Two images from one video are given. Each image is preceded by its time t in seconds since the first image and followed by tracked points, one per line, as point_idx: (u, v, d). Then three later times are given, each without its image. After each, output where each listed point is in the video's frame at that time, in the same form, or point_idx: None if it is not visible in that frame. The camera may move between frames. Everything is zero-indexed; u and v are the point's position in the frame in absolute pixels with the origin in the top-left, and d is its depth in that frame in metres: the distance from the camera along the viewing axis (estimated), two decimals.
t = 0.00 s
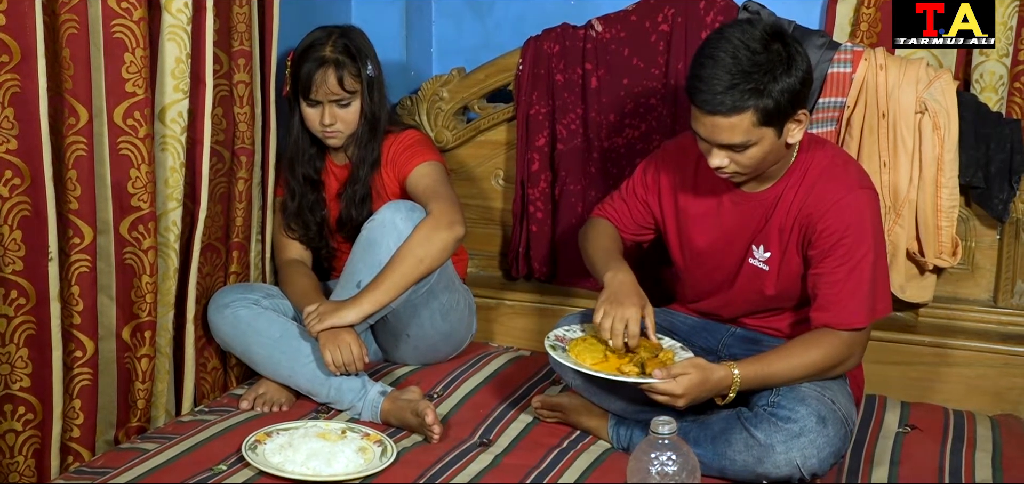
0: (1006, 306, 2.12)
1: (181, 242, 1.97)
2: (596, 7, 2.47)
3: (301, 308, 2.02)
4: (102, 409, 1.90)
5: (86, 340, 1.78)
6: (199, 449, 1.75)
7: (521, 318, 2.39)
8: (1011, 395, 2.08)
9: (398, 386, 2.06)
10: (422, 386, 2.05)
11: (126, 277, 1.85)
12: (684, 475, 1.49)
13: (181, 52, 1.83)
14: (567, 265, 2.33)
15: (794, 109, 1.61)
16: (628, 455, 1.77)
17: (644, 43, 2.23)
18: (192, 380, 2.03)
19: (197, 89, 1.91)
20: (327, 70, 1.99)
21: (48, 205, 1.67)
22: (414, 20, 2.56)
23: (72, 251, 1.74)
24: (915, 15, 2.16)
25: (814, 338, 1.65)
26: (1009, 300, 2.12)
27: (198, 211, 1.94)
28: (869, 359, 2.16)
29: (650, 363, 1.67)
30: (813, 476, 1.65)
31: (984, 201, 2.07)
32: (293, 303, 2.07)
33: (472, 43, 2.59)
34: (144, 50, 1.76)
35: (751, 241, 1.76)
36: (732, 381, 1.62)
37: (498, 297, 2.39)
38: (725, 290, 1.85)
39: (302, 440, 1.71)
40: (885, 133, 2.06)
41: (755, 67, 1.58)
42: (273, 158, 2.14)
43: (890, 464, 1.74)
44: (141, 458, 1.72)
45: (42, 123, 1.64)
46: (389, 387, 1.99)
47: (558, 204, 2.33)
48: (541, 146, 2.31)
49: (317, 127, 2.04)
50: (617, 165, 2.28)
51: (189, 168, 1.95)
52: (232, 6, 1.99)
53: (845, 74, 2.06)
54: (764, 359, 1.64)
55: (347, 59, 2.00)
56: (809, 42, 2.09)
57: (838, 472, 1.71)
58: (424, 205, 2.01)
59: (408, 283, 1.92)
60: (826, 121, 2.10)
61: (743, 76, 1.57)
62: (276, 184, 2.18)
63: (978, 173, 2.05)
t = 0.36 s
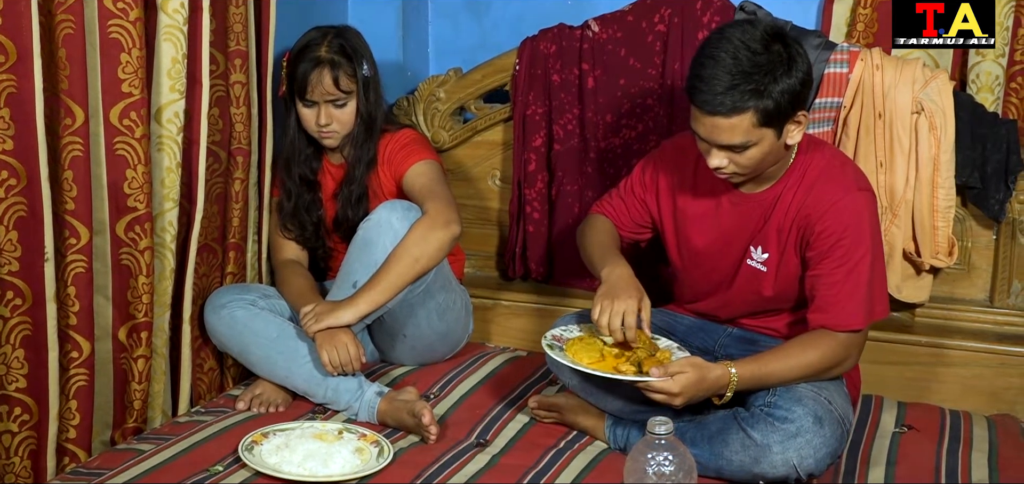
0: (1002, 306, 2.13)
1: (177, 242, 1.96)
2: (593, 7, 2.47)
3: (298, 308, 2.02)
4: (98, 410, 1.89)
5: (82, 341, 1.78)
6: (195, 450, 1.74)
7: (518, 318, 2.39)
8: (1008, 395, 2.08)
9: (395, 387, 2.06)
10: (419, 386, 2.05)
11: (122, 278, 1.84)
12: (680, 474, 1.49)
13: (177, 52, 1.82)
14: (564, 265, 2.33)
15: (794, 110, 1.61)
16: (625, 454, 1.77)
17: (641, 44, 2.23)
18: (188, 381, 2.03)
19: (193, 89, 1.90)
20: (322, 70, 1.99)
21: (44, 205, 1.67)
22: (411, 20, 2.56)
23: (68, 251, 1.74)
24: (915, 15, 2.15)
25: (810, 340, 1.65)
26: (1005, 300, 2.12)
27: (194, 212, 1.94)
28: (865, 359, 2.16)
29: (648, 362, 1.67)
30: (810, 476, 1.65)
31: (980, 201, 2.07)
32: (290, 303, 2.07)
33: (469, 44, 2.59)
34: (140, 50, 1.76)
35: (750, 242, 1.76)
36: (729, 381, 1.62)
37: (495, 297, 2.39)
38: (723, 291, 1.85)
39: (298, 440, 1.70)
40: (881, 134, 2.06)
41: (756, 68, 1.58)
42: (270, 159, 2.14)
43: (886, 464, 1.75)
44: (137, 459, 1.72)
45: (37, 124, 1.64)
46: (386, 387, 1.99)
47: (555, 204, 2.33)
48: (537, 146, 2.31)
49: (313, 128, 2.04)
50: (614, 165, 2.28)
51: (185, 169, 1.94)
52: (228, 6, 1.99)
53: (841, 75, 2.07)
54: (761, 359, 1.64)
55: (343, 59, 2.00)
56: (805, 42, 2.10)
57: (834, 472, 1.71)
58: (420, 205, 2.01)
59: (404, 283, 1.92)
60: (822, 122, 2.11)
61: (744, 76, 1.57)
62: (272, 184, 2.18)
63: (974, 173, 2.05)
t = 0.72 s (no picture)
0: (999, 306, 2.13)
1: (175, 242, 1.96)
2: (591, 7, 2.47)
3: (294, 308, 2.02)
4: (95, 410, 1.89)
5: (79, 341, 1.78)
6: (192, 450, 1.74)
7: (515, 318, 2.39)
8: (1004, 395, 2.08)
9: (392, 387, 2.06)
10: (416, 386, 2.05)
11: (119, 278, 1.84)
12: (678, 475, 1.49)
13: (174, 52, 1.82)
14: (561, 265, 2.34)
15: (794, 111, 1.61)
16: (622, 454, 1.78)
17: (638, 44, 2.23)
18: (186, 382, 2.03)
19: (190, 89, 1.90)
20: (318, 71, 1.99)
21: (41, 205, 1.67)
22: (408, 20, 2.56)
23: (65, 251, 1.74)
24: (915, 15, 2.15)
25: (808, 341, 1.65)
26: (1002, 300, 2.12)
27: (191, 212, 1.94)
28: (862, 359, 2.16)
29: (645, 361, 1.67)
30: (807, 476, 1.66)
31: (977, 201, 2.07)
32: (287, 304, 2.07)
33: (466, 44, 2.59)
34: (137, 51, 1.76)
35: (748, 243, 1.77)
36: (727, 381, 1.63)
37: (491, 297, 2.39)
38: (721, 291, 1.86)
39: (296, 440, 1.70)
40: (878, 134, 2.06)
41: (757, 67, 1.58)
42: (267, 159, 2.14)
43: (883, 464, 1.75)
44: (134, 459, 1.72)
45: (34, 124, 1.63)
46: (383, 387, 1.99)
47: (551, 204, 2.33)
48: (534, 147, 2.31)
49: (310, 128, 2.04)
50: (611, 166, 2.28)
51: (182, 169, 1.94)
52: (225, 7, 1.99)
53: (838, 75, 2.07)
54: (759, 359, 1.64)
55: (339, 60, 2.00)
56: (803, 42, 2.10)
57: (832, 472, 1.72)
58: (417, 205, 2.01)
59: (401, 283, 1.92)
60: (820, 122, 2.11)
61: (744, 76, 1.57)
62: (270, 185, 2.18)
63: (970, 174, 2.05)
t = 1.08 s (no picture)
0: (997, 306, 2.13)
1: (173, 243, 1.96)
2: (589, 7, 2.47)
3: (293, 308, 2.02)
4: (94, 411, 1.89)
5: (78, 342, 1.78)
6: (191, 450, 1.74)
7: (514, 318, 2.38)
8: (1003, 395, 2.08)
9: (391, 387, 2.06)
10: (415, 386, 2.05)
11: (117, 279, 1.84)
12: (677, 475, 1.49)
13: (172, 53, 1.82)
14: (560, 265, 2.34)
15: (789, 107, 1.61)
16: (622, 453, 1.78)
17: (636, 44, 2.23)
18: (185, 382, 2.03)
19: (189, 90, 1.90)
20: (320, 71, 1.99)
21: (39, 206, 1.67)
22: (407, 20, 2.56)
23: (64, 252, 1.74)
24: (916, 14, 2.15)
25: (806, 341, 1.65)
26: (1000, 300, 2.13)
27: (190, 212, 1.94)
28: (861, 359, 2.16)
29: (642, 362, 1.67)
30: (806, 476, 1.66)
31: (975, 202, 2.07)
32: (286, 304, 2.07)
33: (465, 44, 2.59)
34: (135, 51, 1.76)
35: (746, 242, 1.77)
36: (726, 382, 1.63)
37: (490, 297, 2.39)
38: (719, 291, 1.86)
39: (295, 441, 1.70)
40: (876, 134, 2.06)
41: (755, 60, 1.58)
42: (265, 159, 2.14)
43: (882, 464, 1.75)
44: (133, 460, 1.72)
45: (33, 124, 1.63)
46: (381, 387, 1.99)
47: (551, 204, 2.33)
48: (533, 147, 2.31)
49: (311, 128, 2.04)
50: (610, 166, 2.28)
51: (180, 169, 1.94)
52: (224, 7, 1.99)
53: (836, 75, 2.07)
54: (756, 359, 1.64)
55: (340, 60, 2.00)
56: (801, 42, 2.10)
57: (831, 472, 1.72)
58: (416, 205, 2.01)
59: (400, 283, 1.92)
60: (818, 122, 2.11)
61: (741, 68, 1.57)
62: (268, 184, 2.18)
63: (969, 174, 2.05)
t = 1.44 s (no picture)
0: (997, 310, 2.14)
1: (172, 247, 1.96)
2: (588, 11, 2.47)
3: (292, 313, 2.02)
4: (92, 414, 1.89)
5: (76, 346, 1.77)
6: (189, 454, 1.74)
7: (512, 322, 2.38)
8: (1002, 399, 2.09)
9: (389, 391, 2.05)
10: (413, 390, 2.05)
11: (116, 282, 1.84)
12: (676, 479, 1.49)
13: (171, 56, 1.82)
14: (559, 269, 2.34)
15: (761, 104, 1.61)
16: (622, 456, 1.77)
17: (634, 47, 2.23)
18: (183, 386, 2.03)
19: (187, 94, 1.90)
20: (322, 75, 1.99)
21: (38, 210, 1.67)
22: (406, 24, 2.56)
23: (62, 256, 1.74)
24: (916, 15, 2.15)
25: (786, 345, 1.62)
26: (999, 304, 2.14)
27: (188, 216, 1.94)
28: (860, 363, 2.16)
29: (626, 392, 1.62)
30: (804, 479, 1.66)
31: (974, 205, 2.08)
32: (284, 308, 2.07)
33: (464, 47, 2.59)
34: (134, 55, 1.76)
35: (732, 244, 1.77)
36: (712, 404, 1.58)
37: (488, 301, 2.39)
38: (710, 295, 1.85)
39: (293, 444, 1.70)
40: (875, 138, 2.06)
41: (734, 52, 1.59)
42: (264, 163, 2.14)
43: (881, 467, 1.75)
44: (131, 464, 1.71)
45: (31, 128, 1.63)
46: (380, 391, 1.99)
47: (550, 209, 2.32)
48: (532, 151, 2.31)
49: (312, 131, 2.04)
50: (608, 170, 2.28)
51: (179, 173, 1.94)
52: (223, 10, 1.99)
53: (835, 79, 2.07)
54: (738, 376, 1.60)
55: (341, 63, 2.00)
56: (799, 46, 2.10)
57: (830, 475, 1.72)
58: (416, 209, 2.01)
59: (399, 287, 1.92)
60: (816, 126, 2.11)
61: (717, 56, 1.58)
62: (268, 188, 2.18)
63: (968, 177, 2.05)
